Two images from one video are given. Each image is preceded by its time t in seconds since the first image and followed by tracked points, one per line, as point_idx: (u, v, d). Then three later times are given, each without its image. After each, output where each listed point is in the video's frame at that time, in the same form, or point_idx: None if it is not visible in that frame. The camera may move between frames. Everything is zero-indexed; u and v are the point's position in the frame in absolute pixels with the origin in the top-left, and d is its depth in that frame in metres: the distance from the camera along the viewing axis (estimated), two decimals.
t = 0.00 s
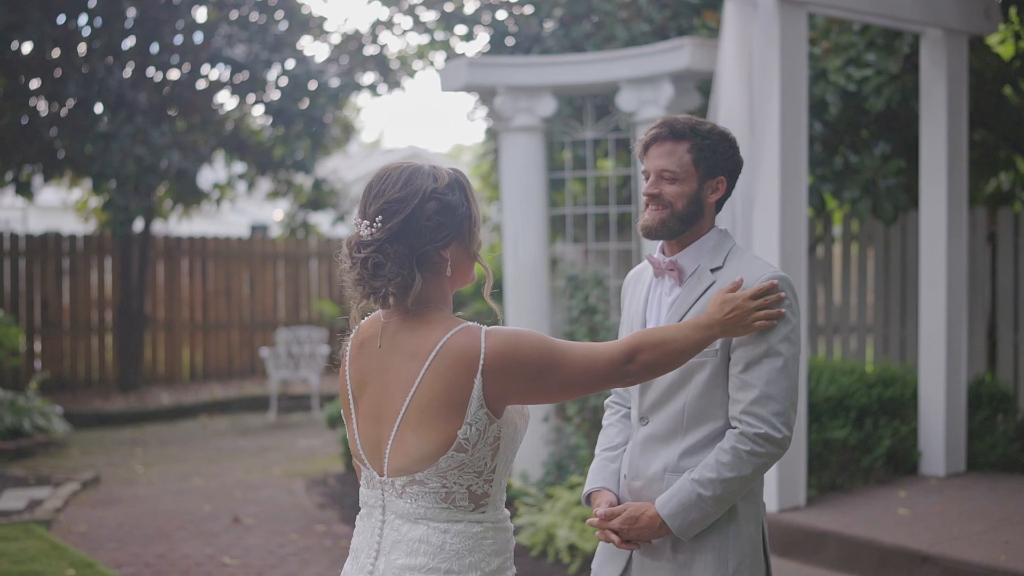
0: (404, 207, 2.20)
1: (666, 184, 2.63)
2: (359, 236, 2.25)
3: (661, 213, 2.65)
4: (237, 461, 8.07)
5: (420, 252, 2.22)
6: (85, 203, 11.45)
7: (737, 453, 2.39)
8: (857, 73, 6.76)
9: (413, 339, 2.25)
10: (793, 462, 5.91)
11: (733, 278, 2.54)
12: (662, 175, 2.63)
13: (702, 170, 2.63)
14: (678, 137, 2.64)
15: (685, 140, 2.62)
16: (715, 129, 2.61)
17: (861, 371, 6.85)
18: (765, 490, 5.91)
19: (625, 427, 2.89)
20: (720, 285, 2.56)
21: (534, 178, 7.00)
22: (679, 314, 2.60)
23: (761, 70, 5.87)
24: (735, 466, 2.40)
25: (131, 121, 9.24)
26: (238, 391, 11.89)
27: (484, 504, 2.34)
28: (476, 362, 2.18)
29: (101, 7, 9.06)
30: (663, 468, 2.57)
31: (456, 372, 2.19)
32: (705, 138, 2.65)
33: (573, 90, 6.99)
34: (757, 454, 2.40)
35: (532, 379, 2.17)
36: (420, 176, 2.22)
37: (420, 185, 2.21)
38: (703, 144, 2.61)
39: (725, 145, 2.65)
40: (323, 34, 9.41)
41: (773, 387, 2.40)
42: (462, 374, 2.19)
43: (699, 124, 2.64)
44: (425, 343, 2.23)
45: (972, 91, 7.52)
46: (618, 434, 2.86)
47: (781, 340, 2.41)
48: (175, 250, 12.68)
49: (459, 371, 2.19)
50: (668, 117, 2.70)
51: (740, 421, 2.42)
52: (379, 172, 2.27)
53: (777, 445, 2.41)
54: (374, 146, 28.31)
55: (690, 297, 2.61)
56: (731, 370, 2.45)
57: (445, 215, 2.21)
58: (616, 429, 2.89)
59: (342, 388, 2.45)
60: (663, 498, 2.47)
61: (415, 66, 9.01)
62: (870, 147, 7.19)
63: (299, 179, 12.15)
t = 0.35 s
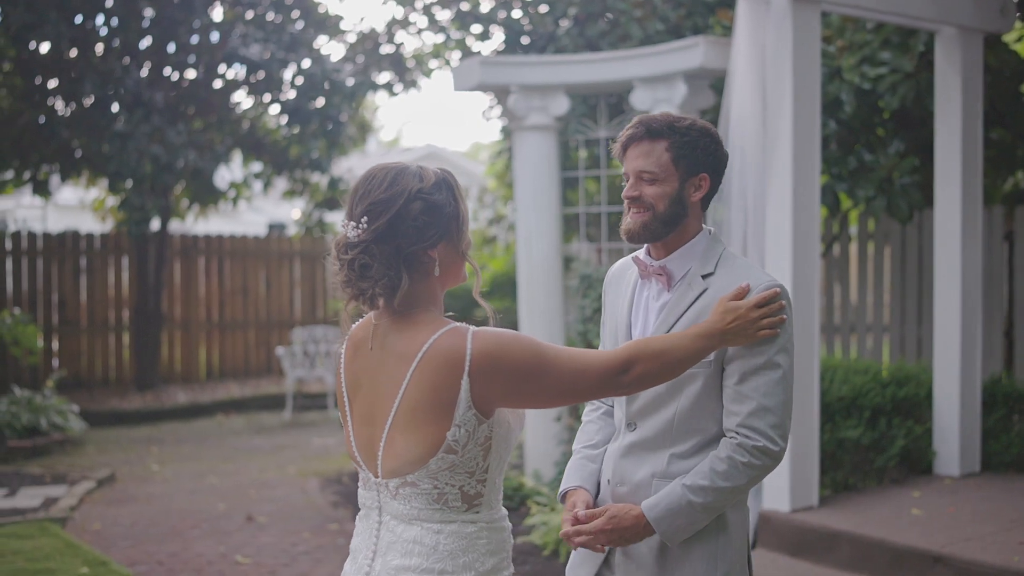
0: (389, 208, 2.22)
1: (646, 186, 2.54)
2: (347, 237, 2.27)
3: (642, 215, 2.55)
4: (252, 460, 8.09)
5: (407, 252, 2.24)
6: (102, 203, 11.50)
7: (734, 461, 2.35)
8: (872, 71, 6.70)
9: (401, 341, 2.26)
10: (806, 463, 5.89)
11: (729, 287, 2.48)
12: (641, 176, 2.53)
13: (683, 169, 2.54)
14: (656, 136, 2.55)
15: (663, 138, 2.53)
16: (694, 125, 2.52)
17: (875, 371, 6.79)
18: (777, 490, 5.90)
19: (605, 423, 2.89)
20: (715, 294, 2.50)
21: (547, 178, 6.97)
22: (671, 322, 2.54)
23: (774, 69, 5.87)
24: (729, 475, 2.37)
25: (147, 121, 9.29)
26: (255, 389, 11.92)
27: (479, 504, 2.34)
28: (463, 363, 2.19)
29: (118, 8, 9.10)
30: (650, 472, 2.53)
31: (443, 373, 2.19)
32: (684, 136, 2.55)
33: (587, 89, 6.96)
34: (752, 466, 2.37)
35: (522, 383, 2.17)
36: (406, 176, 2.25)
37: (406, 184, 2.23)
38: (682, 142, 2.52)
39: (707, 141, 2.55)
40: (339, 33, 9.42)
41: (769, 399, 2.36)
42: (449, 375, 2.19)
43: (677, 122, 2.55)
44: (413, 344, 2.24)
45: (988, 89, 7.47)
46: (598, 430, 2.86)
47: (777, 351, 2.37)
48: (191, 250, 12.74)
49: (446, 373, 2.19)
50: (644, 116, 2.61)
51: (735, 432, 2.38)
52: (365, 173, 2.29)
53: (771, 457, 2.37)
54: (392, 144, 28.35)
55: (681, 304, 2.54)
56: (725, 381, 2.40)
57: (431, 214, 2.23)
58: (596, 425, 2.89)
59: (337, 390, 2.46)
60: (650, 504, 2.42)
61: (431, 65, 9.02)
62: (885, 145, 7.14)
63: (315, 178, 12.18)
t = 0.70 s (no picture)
0: (377, 207, 2.23)
1: (583, 187, 2.65)
2: (334, 237, 2.26)
3: (582, 216, 2.66)
4: (267, 458, 8.12)
5: (397, 251, 2.25)
6: (120, 202, 11.55)
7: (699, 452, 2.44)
8: (888, 69, 6.68)
9: (390, 341, 2.26)
10: (821, 463, 5.88)
11: (676, 288, 2.60)
12: (580, 177, 2.65)
13: (620, 171, 2.67)
14: (591, 140, 2.67)
15: (598, 140, 2.66)
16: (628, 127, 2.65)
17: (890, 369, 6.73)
18: (790, 489, 5.89)
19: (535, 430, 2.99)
20: (662, 296, 2.61)
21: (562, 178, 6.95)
22: (620, 324, 2.63)
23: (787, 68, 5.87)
24: (693, 466, 2.45)
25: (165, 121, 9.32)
26: (271, 388, 11.94)
27: (473, 504, 2.35)
28: (450, 364, 2.18)
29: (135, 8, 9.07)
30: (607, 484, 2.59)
31: (429, 375, 2.19)
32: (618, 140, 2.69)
33: (601, 87, 6.93)
34: (714, 459, 2.47)
35: (511, 388, 2.17)
36: (394, 175, 2.25)
37: (395, 184, 2.24)
38: (617, 144, 2.65)
39: (642, 146, 2.69)
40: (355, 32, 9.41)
41: (725, 395, 2.51)
42: (437, 376, 2.19)
43: (611, 125, 2.68)
44: (403, 345, 2.24)
45: (1007, 87, 7.41)
46: (528, 437, 2.96)
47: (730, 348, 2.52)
48: (208, 249, 12.78)
49: (437, 374, 2.19)
50: (578, 123, 2.74)
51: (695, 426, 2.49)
52: (352, 172, 2.30)
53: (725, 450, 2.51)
54: (411, 143, 28.35)
55: (628, 306, 2.64)
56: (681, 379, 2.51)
57: (419, 213, 2.24)
58: (527, 431, 2.99)
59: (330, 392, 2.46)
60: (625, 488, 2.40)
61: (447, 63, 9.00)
62: (901, 144, 7.10)
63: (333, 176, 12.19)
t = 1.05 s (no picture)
0: (364, 212, 2.22)
1: (518, 173, 2.66)
2: (324, 246, 2.26)
3: (514, 203, 2.67)
4: (281, 457, 8.14)
5: (388, 254, 2.25)
6: (136, 202, 11.60)
7: (645, 429, 2.52)
8: (903, 68, 6.69)
9: (385, 344, 2.26)
10: (834, 463, 5.85)
11: (605, 278, 2.67)
12: (516, 165, 2.66)
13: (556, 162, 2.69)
14: (531, 129, 2.69)
15: (537, 130, 2.67)
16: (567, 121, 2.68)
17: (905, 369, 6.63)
18: (803, 489, 5.87)
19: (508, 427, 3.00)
20: (593, 285, 2.66)
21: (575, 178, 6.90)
22: (553, 313, 2.67)
23: (801, 67, 5.84)
24: (642, 443, 2.51)
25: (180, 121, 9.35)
26: (286, 387, 11.96)
27: (473, 504, 2.34)
28: (446, 363, 2.18)
29: (150, 8, 8.96)
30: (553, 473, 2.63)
31: (426, 376, 2.19)
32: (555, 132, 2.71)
33: (614, 87, 6.90)
34: (660, 434, 2.55)
35: (507, 393, 2.16)
36: (376, 178, 2.24)
37: (378, 187, 2.23)
38: (554, 134, 2.67)
39: (578, 139, 2.71)
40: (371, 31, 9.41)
41: (664, 377, 2.61)
42: (435, 376, 2.18)
43: (551, 117, 2.70)
44: (399, 346, 2.23)
45: None
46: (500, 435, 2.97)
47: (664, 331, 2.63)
48: (224, 248, 12.82)
49: (435, 373, 2.18)
50: (516, 113, 2.75)
51: (639, 407, 2.57)
52: (333, 178, 2.29)
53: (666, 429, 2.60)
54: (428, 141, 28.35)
55: (561, 296, 2.68)
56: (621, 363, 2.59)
57: (407, 213, 2.24)
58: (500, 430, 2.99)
59: (324, 396, 2.45)
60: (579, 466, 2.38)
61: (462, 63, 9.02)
62: (915, 142, 7.06)
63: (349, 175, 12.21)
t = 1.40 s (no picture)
0: (364, 218, 2.21)
1: (502, 179, 2.67)
2: (324, 253, 2.24)
3: (497, 208, 2.69)
4: (293, 456, 8.16)
5: (390, 257, 2.24)
6: (151, 201, 11.64)
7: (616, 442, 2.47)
8: (916, 66, 6.68)
9: (389, 345, 2.25)
10: (846, 463, 5.83)
11: (588, 278, 2.66)
12: (498, 169, 2.67)
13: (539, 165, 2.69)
14: (513, 131, 2.69)
15: (519, 133, 2.67)
16: (550, 121, 2.68)
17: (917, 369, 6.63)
18: (814, 489, 5.84)
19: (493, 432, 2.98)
20: (574, 284, 2.67)
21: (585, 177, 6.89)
22: (535, 316, 2.67)
23: (813, 65, 5.82)
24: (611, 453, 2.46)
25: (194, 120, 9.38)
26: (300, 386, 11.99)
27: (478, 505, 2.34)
28: (452, 363, 2.17)
29: (164, 7, 8.91)
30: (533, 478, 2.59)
31: (431, 374, 2.18)
32: (538, 132, 2.71)
33: (626, 86, 6.88)
34: (631, 446, 2.48)
35: (506, 402, 2.15)
36: (373, 182, 2.23)
37: (376, 191, 2.22)
38: (537, 137, 2.68)
39: (560, 140, 2.72)
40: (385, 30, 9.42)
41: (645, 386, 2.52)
42: (439, 376, 2.18)
43: (532, 116, 2.70)
44: (405, 347, 2.23)
45: None
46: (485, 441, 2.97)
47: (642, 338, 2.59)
48: (238, 247, 12.86)
49: (441, 372, 2.18)
50: (496, 112, 2.75)
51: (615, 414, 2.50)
52: (329, 185, 2.27)
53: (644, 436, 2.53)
54: (444, 140, 28.38)
55: (543, 298, 2.69)
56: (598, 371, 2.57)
57: (406, 216, 2.23)
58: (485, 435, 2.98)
59: (327, 399, 2.44)
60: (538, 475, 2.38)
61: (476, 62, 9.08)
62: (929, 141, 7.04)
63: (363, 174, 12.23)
